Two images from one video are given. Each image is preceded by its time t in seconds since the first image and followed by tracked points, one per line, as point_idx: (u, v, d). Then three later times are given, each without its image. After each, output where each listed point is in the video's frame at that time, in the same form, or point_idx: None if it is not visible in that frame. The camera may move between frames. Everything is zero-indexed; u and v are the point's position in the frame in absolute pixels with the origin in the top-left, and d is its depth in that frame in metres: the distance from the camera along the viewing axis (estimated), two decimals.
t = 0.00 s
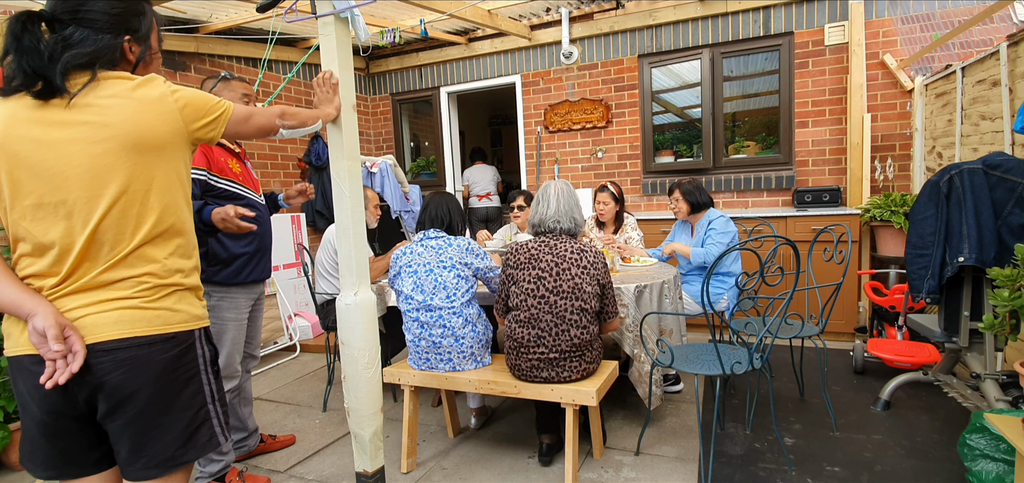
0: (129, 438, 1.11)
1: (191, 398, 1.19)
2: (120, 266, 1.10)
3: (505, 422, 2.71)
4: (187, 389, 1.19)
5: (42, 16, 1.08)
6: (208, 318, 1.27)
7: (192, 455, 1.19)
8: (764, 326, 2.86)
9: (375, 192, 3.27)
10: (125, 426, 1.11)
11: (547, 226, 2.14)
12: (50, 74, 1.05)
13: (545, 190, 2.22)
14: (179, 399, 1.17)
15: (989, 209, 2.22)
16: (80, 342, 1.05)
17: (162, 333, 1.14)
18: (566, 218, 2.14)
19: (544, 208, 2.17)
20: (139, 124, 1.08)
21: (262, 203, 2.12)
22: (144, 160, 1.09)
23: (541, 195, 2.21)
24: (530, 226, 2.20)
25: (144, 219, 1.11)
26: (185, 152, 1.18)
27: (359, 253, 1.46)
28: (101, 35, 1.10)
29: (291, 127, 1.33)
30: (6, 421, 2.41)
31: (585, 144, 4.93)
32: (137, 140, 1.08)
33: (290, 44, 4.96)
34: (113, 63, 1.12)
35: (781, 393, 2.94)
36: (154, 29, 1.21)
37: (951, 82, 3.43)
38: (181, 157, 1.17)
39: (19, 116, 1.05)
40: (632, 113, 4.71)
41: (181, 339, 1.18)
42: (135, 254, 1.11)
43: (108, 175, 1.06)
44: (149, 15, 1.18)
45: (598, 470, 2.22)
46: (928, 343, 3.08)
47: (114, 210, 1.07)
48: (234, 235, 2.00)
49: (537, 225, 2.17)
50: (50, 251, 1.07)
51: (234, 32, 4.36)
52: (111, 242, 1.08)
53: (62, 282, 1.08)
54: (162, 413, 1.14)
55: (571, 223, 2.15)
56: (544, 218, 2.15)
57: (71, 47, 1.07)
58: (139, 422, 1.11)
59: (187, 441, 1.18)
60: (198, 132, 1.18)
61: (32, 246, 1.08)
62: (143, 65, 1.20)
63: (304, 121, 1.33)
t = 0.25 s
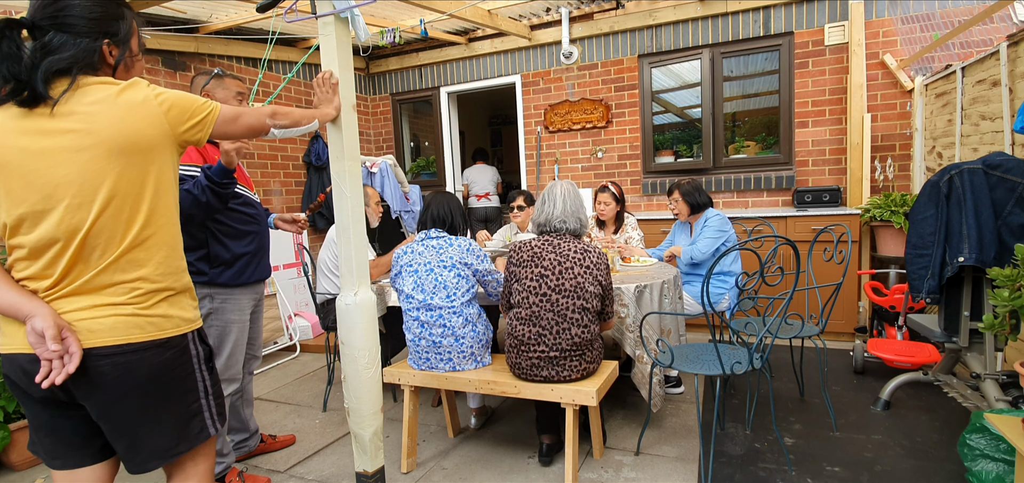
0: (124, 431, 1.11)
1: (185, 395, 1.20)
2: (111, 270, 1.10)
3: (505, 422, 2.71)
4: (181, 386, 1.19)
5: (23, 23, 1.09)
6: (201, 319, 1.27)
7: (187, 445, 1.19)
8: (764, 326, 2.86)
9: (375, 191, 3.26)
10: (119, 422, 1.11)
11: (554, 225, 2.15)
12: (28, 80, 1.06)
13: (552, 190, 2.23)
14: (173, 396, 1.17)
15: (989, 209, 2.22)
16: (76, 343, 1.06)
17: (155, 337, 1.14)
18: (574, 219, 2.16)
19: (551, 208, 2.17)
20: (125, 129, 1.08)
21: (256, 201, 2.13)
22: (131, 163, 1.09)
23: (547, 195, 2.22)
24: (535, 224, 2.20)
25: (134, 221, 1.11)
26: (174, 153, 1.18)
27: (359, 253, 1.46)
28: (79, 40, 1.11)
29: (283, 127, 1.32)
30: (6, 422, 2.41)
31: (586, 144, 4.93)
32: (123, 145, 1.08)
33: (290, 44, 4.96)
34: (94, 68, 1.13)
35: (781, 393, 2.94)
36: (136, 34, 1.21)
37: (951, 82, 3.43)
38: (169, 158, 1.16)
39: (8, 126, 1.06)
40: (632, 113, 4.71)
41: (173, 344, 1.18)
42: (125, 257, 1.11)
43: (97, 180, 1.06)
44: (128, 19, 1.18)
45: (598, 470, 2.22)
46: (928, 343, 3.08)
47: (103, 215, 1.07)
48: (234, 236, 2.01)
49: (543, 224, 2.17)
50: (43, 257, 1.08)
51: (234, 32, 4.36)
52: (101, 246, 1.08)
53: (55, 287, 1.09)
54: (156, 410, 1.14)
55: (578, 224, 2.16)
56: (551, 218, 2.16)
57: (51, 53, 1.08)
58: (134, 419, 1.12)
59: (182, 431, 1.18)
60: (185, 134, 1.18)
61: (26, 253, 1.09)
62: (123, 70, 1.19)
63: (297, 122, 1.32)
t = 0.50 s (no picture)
0: (121, 428, 1.12)
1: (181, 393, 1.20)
2: (109, 271, 1.10)
3: (505, 422, 2.71)
4: (177, 385, 1.19)
5: (17, 24, 1.09)
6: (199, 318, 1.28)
7: (182, 441, 1.21)
8: (764, 326, 2.86)
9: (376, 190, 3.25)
10: (116, 420, 1.11)
11: (560, 224, 2.16)
12: (25, 81, 1.06)
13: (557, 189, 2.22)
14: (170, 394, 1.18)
15: (989, 209, 2.22)
16: (74, 341, 1.06)
17: (153, 337, 1.14)
18: (580, 220, 2.17)
19: (557, 207, 2.17)
20: (120, 131, 1.08)
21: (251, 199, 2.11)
22: (127, 165, 1.09)
23: (553, 194, 2.22)
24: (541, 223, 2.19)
25: (132, 222, 1.11)
26: (171, 154, 1.18)
27: (359, 253, 1.46)
28: (72, 40, 1.10)
29: (281, 127, 1.32)
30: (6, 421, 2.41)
31: (586, 144, 4.93)
32: (118, 147, 1.08)
33: (290, 44, 4.96)
34: (87, 68, 1.12)
35: (781, 393, 2.94)
36: (129, 34, 1.20)
37: (951, 82, 3.43)
38: (166, 160, 1.16)
39: (4, 130, 1.06)
40: (632, 113, 4.71)
41: (171, 342, 1.19)
42: (123, 258, 1.11)
43: (94, 182, 1.06)
44: (122, 20, 1.17)
45: (598, 470, 2.22)
46: (928, 343, 3.08)
47: (101, 217, 1.07)
48: (228, 236, 2.00)
49: (549, 223, 2.17)
50: (41, 259, 1.08)
51: (234, 32, 4.36)
52: (98, 248, 1.08)
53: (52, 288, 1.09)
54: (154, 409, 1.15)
55: (583, 225, 2.18)
56: (557, 218, 2.16)
57: (44, 53, 1.08)
58: (132, 416, 1.13)
59: (178, 427, 1.20)
60: (182, 135, 1.18)
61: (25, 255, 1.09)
62: (116, 70, 1.19)
63: (297, 122, 1.32)
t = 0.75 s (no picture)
0: (115, 429, 1.12)
1: (178, 393, 1.21)
2: (107, 272, 1.10)
3: (505, 422, 2.71)
4: (172, 388, 1.19)
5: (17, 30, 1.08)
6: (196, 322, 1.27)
7: (177, 445, 1.20)
8: (764, 326, 2.86)
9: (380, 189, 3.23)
10: (114, 421, 1.11)
11: (569, 225, 2.15)
12: (28, 87, 1.06)
13: (565, 189, 2.21)
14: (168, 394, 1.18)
15: (989, 209, 2.22)
16: (71, 342, 1.06)
17: (149, 340, 1.14)
18: (587, 221, 2.19)
19: (567, 207, 2.16)
20: (120, 133, 1.08)
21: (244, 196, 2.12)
22: (126, 167, 1.09)
23: (559, 194, 2.20)
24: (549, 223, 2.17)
25: (131, 224, 1.11)
26: (171, 155, 1.18)
27: (359, 253, 1.46)
28: (72, 43, 1.10)
29: (283, 128, 1.33)
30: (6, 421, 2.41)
31: (585, 144, 4.93)
32: (119, 149, 1.08)
33: (290, 44, 4.96)
34: (88, 71, 1.13)
35: (781, 393, 2.94)
36: (128, 34, 1.20)
37: (951, 82, 3.43)
38: (165, 162, 1.16)
39: (6, 131, 1.06)
40: (632, 113, 4.71)
41: (166, 347, 1.18)
42: (121, 259, 1.11)
43: (93, 184, 1.06)
44: (120, 21, 1.17)
45: (598, 470, 2.22)
46: (928, 343, 3.08)
47: (99, 218, 1.07)
48: (222, 237, 1.99)
49: (558, 223, 2.15)
50: (40, 259, 1.08)
51: (234, 32, 4.36)
52: (97, 250, 1.09)
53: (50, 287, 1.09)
54: (152, 409, 1.16)
55: (589, 227, 2.20)
56: (567, 218, 2.15)
57: (46, 58, 1.08)
58: (130, 417, 1.13)
59: (172, 431, 1.19)
60: (181, 136, 1.18)
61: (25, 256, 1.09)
62: (118, 71, 1.19)
63: (297, 122, 1.34)
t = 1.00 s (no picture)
0: (108, 431, 1.12)
1: (172, 395, 1.21)
2: (99, 272, 1.10)
3: (505, 422, 2.71)
4: (165, 391, 1.19)
5: (12, 41, 1.05)
6: (191, 323, 1.27)
7: (170, 448, 1.20)
8: (764, 326, 2.86)
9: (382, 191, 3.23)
10: (107, 421, 1.11)
11: (574, 227, 2.17)
12: (38, 101, 1.06)
13: (569, 190, 2.23)
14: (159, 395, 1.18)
15: (989, 209, 2.22)
16: (56, 341, 1.06)
17: (141, 341, 1.14)
18: (591, 223, 2.21)
19: (573, 209, 2.18)
20: (118, 135, 1.08)
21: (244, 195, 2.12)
22: (123, 168, 1.09)
23: (564, 194, 2.21)
24: (554, 223, 2.18)
25: (124, 225, 1.11)
26: (171, 157, 1.18)
27: (359, 253, 1.46)
28: (75, 49, 1.09)
29: (285, 129, 1.34)
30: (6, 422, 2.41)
31: (585, 144, 4.93)
32: (116, 151, 1.08)
33: (290, 45, 4.96)
34: (94, 76, 1.12)
35: (781, 393, 2.94)
36: (119, 30, 1.18)
37: (951, 82, 3.43)
38: (164, 164, 1.16)
39: (11, 128, 1.08)
40: (632, 113, 4.71)
41: (159, 349, 1.17)
42: (113, 260, 1.11)
43: (88, 185, 1.07)
44: (110, 16, 1.15)
45: (598, 470, 2.22)
46: (928, 343, 3.08)
47: (93, 218, 1.07)
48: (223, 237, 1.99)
49: (565, 224, 2.17)
50: (38, 257, 1.09)
51: (234, 32, 4.36)
52: (92, 250, 1.09)
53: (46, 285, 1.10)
54: (145, 410, 1.15)
55: (592, 229, 2.22)
56: (573, 220, 2.17)
57: (51, 67, 1.07)
58: (122, 418, 1.13)
59: (165, 434, 1.19)
60: (182, 138, 1.18)
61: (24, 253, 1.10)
62: (119, 68, 1.19)
63: (297, 123, 1.34)
